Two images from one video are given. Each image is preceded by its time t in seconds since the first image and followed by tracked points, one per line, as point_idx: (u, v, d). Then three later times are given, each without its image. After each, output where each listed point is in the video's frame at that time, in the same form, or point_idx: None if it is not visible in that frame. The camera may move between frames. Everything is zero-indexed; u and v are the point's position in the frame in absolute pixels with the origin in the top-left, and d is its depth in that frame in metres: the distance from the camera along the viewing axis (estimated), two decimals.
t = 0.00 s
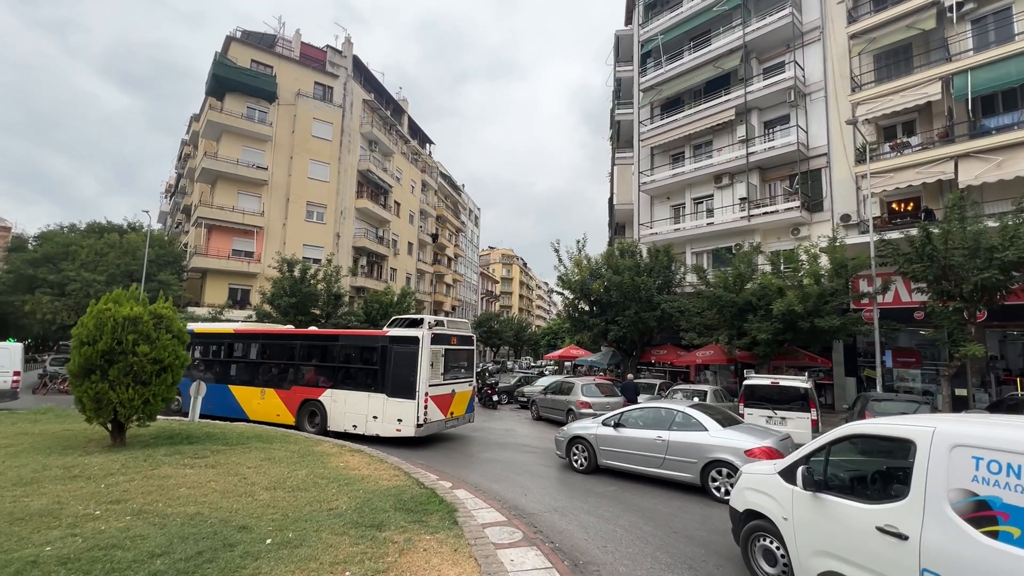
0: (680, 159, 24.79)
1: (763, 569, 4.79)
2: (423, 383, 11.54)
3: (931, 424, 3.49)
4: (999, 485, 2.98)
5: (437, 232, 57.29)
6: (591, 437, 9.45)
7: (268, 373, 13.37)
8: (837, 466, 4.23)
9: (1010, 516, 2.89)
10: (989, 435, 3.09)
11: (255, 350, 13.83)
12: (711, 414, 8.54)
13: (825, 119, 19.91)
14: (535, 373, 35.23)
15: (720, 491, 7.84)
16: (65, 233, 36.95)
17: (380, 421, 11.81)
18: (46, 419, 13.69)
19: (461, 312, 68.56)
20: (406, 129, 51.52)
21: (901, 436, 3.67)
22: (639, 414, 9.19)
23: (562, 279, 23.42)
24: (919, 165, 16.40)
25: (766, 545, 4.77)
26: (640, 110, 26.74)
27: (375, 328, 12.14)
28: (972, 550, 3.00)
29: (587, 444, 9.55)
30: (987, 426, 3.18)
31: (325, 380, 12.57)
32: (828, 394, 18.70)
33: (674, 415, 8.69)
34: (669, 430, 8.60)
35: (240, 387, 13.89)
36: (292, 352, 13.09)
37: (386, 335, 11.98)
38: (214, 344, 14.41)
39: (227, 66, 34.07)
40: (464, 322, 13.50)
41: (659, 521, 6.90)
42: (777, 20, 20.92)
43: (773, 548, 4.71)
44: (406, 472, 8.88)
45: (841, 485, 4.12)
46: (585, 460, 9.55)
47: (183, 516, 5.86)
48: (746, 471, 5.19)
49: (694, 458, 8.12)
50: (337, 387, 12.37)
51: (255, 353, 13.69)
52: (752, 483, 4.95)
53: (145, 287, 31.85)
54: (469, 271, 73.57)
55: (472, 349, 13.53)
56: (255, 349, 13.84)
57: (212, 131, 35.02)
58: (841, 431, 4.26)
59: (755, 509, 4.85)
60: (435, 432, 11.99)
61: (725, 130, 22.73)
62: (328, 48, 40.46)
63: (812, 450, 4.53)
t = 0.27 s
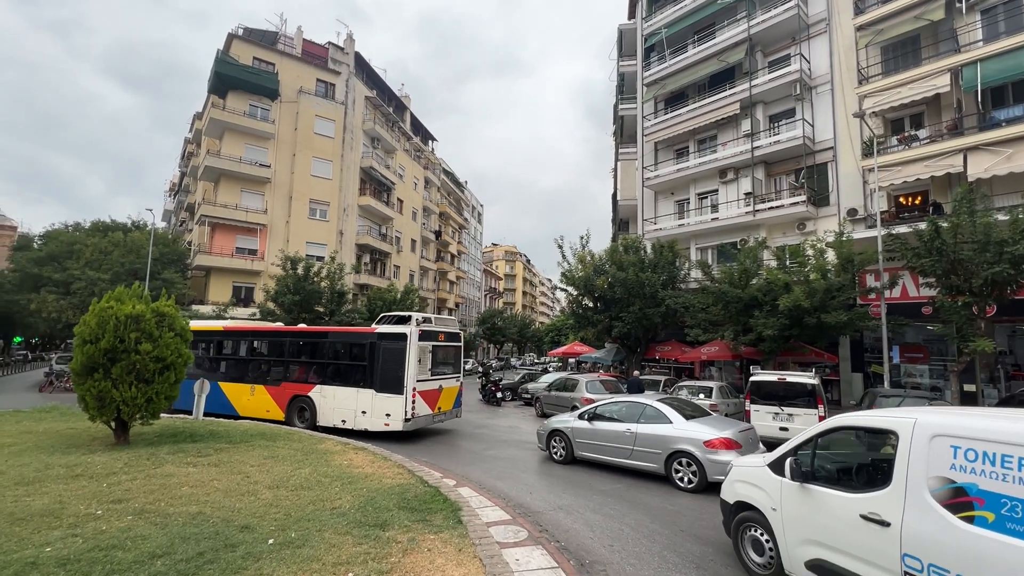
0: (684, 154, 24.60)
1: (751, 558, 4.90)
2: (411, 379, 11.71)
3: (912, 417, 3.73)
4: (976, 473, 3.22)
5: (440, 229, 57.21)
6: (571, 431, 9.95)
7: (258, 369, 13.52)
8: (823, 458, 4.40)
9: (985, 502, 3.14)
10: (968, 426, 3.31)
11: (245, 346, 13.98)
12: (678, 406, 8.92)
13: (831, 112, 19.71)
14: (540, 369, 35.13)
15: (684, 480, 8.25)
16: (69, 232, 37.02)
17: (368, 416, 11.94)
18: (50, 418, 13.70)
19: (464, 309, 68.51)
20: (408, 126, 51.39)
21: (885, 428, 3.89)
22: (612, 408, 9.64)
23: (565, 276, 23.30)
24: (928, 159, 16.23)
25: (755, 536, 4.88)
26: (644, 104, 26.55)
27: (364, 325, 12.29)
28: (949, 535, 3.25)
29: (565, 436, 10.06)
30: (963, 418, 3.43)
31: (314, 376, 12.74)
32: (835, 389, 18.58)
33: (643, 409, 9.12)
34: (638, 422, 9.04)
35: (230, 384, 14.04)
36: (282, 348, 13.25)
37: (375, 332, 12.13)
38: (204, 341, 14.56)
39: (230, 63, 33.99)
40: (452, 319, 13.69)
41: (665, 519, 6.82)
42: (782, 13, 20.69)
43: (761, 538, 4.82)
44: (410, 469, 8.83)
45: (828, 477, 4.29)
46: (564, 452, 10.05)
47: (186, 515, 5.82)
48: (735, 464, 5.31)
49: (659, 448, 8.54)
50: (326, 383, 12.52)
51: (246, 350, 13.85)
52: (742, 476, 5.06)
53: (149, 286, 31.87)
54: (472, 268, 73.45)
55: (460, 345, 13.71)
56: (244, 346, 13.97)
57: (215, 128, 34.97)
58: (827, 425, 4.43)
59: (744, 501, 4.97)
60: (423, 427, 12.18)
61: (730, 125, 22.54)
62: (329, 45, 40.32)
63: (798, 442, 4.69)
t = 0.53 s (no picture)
0: (689, 151, 24.47)
1: (739, 549, 5.09)
2: (399, 376, 12.05)
3: (889, 411, 3.83)
4: (947, 463, 3.33)
5: (444, 228, 57.21)
6: (552, 425, 10.48)
7: (248, 367, 13.81)
8: (808, 451, 4.53)
9: (954, 491, 3.25)
10: (939, 418, 3.42)
11: (235, 344, 14.26)
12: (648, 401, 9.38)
13: (838, 107, 19.53)
14: (545, 368, 35.11)
15: (650, 469, 8.72)
16: (76, 232, 37.25)
17: (357, 412, 12.29)
18: (58, 417, 13.79)
19: (469, 308, 68.60)
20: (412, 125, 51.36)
21: (864, 421, 4.01)
22: (588, 402, 10.16)
23: (570, 274, 23.25)
24: (936, 154, 16.07)
25: (743, 527, 5.05)
26: (648, 101, 26.41)
27: (353, 323, 12.60)
28: (921, 522, 3.38)
29: (545, 429, 10.64)
30: (936, 412, 3.54)
31: (304, 374, 13.05)
32: (841, 387, 18.48)
33: (614, 403, 9.61)
34: (609, 416, 9.56)
35: (221, 382, 14.36)
36: (272, 347, 13.54)
37: (364, 330, 12.44)
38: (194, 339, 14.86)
39: (234, 63, 34.05)
40: (440, 318, 14.02)
41: (670, 517, 6.79)
42: (787, 7, 20.52)
43: (749, 530, 5.00)
44: (415, 468, 8.81)
45: (812, 470, 4.42)
46: (545, 444, 10.64)
47: (191, 514, 5.82)
48: (726, 459, 5.46)
49: (626, 440, 9.05)
50: (316, 380, 12.84)
51: (236, 348, 14.12)
52: (732, 470, 5.23)
53: (156, 285, 32.02)
54: (476, 266, 73.47)
55: (448, 343, 14.07)
56: (235, 344, 14.24)
57: (220, 129, 35.07)
58: (811, 419, 4.56)
59: (734, 494, 5.13)
60: (411, 423, 12.57)
61: (735, 121, 22.39)
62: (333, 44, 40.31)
63: (785, 436, 4.82)
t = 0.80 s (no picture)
0: (693, 147, 24.35)
1: (726, 538, 5.34)
2: (386, 374, 12.40)
3: (862, 405, 4.10)
4: (912, 453, 3.60)
5: (448, 226, 57.25)
6: (534, 418, 11.16)
7: (239, 366, 14.11)
8: (790, 444, 4.76)
9: (918, 479, 3.52)
10: (907, 412, 3.69)
11: (226, 344, 14.54)
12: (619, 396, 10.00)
13: (844, 103, 19.39)
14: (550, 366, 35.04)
15: (616, 460, 9.40)
16: (85, 233, 37.53)
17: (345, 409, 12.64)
18: (67, 416, 13.91)
19: (473, 306, 68.69)
20: (416, 123, 51.39)
21: (841, 415, 4.25)
22: (566, 397, 10.80)
23: (574, 272, 23.19)
24: (944, 149, 15.93)
25: (729, 517, 5.30)
26: (652, 98, 26.30)
27: (341, 323, 12.91)
28: (890, 509, 3.64)
29: (527, 422, 11.34)
30: (906, 406, 3.79)
31: (294, 372, 13.38)
32: (848, 384, 18.38)
33: (588, 398, 10.26)
34: (582, 410, 10.23)
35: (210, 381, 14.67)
36: (263, 346, 13.85)
37: (352, 330, 12.76)
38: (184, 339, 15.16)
39: (239, 64, 34.18)
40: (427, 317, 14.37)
41: (674, 516, 6.77)
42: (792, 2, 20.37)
43: (735, 520, 5.25)
44: (420, 466, 8.82)
45: (793, 462, 4.65)
46: (526, 436, 11.35)
47: (197, 512, 5.86)
48: (714, 452, 5.71)
49: (596, 433, 9.71)
50: (305, 378, 13.18)
51: (226, 347, 14.41)
52: (719, 462, 5.48)
53: (163, 285, 32.22)
54: (481, 265, 73.53)
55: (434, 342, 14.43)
56: (226, 343, 14.53)
57: (225, 129, 35.21)
58: (794, 413, 4.77)
59: (720, 486, 5.39)
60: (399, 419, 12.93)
61: (740, 117, 22.27)
62: (337, 43, 40.35)
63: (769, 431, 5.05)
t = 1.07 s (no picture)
0: (699, 144, 24.24)
1: (712, 526, 5.62)
2: (373, 371, 12.81)
3: (836, 399, 4.36)
4: (879, 442, 3.86)
5: (454, 225, 57.33)
6: (518, 412, 11.90)
7: (231, 364, 14.48)
8: (773, 437, 5.01)
9: (884, 465, 3.78)
10: (875, 404, 3.95)
11: (217, 342, 14.90)
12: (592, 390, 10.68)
13: (851, 98, 19.24)
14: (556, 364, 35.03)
15: (587, 449, 10.09)
16: (94, 233, 37.89)
17: (334, 405, 13.05)
18: (78, 414, 14.08)
19: (479, 305, 68.77)
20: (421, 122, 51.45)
21: (819, 408, 4.51)
22: (546, 392, 11.51)
23: (579, 270, 23.15)
24: (953, 144, 15.79)
25: (716, 506, 5.57)
26: (657, 95, 26.19)
27: (329, 322, 13.27)
28: (860, 495, 3.88)
29: (512, 416, 12.09)
30: (877, 400, 4.04)
31: (284, 370, 13.76)
32: (856, 382, 18.26)
33: (565, 393, 10.97)
34: (558, 403, 10.94)
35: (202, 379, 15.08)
36: (254, 344, 14.22)
37: (340, 329, 13.13)
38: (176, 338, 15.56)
39: (245, 65, 34.36)
40: (413, 317, 14.80)
41: (679, 513, 6.76)
42: None
43: (721, 509, 5.52)
44: (425, 464, 8.85)
45: (775, 453, 4.90)
46: (511, 428, 12.11)
47: (205, 508, 5.91)
48: (703, 445, 5.97)
49: (570, 424, 10.41)
50: (295, 376, 13.57)
51: (217, 346, 14.78)
52: (707, 454, 5.75)
53: (171, 285, 32.49)
54: (486, 264, 73.59)
55: (420, 340, 14.87)
56: (216, 342, 14.90)
57: (232, 129, 35.43)
58: (777, 408, 5.01)
59: (708, 476, 5.66)
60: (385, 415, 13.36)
61: (747, 114, 22.14)
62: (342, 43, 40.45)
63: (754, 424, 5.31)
